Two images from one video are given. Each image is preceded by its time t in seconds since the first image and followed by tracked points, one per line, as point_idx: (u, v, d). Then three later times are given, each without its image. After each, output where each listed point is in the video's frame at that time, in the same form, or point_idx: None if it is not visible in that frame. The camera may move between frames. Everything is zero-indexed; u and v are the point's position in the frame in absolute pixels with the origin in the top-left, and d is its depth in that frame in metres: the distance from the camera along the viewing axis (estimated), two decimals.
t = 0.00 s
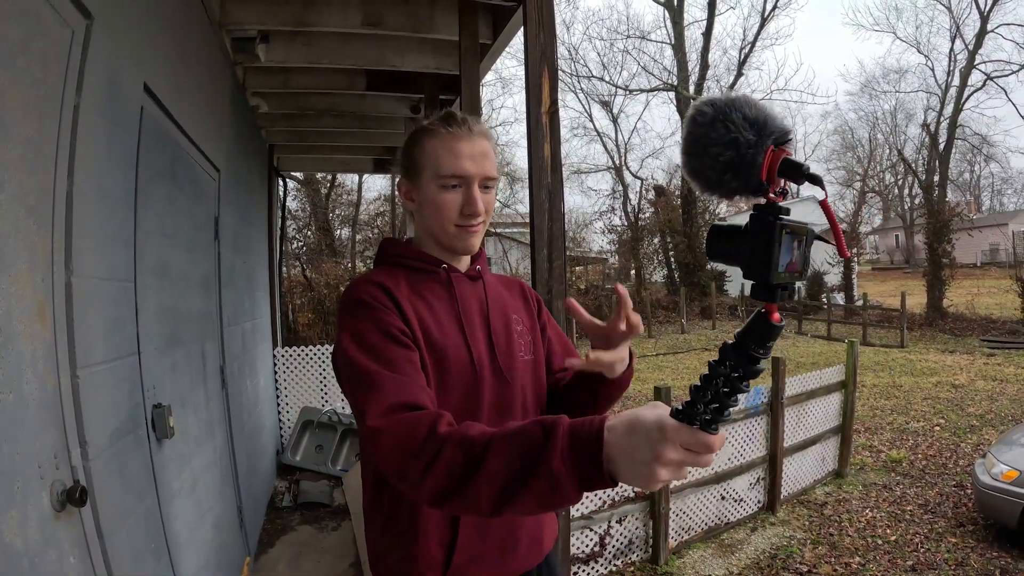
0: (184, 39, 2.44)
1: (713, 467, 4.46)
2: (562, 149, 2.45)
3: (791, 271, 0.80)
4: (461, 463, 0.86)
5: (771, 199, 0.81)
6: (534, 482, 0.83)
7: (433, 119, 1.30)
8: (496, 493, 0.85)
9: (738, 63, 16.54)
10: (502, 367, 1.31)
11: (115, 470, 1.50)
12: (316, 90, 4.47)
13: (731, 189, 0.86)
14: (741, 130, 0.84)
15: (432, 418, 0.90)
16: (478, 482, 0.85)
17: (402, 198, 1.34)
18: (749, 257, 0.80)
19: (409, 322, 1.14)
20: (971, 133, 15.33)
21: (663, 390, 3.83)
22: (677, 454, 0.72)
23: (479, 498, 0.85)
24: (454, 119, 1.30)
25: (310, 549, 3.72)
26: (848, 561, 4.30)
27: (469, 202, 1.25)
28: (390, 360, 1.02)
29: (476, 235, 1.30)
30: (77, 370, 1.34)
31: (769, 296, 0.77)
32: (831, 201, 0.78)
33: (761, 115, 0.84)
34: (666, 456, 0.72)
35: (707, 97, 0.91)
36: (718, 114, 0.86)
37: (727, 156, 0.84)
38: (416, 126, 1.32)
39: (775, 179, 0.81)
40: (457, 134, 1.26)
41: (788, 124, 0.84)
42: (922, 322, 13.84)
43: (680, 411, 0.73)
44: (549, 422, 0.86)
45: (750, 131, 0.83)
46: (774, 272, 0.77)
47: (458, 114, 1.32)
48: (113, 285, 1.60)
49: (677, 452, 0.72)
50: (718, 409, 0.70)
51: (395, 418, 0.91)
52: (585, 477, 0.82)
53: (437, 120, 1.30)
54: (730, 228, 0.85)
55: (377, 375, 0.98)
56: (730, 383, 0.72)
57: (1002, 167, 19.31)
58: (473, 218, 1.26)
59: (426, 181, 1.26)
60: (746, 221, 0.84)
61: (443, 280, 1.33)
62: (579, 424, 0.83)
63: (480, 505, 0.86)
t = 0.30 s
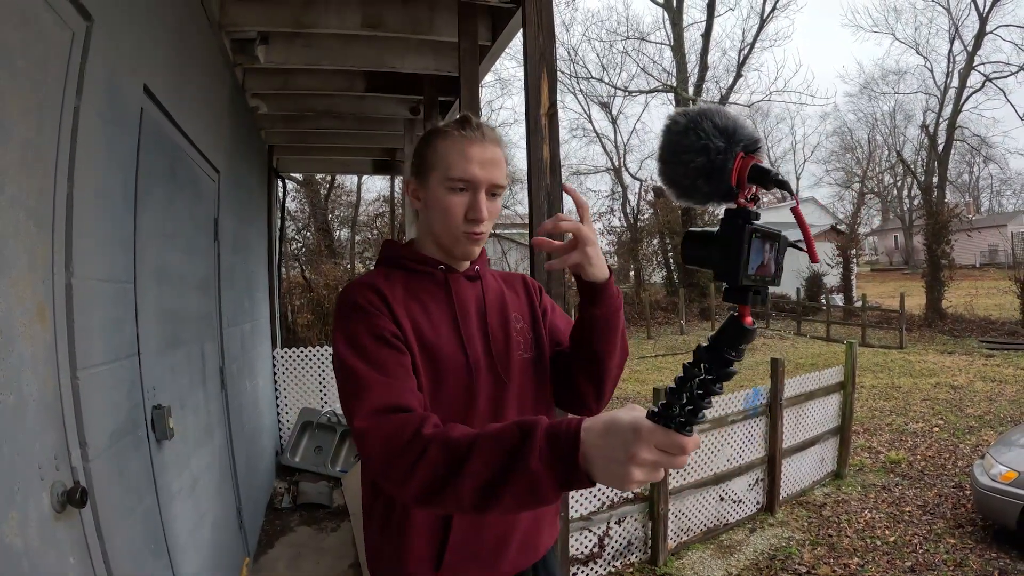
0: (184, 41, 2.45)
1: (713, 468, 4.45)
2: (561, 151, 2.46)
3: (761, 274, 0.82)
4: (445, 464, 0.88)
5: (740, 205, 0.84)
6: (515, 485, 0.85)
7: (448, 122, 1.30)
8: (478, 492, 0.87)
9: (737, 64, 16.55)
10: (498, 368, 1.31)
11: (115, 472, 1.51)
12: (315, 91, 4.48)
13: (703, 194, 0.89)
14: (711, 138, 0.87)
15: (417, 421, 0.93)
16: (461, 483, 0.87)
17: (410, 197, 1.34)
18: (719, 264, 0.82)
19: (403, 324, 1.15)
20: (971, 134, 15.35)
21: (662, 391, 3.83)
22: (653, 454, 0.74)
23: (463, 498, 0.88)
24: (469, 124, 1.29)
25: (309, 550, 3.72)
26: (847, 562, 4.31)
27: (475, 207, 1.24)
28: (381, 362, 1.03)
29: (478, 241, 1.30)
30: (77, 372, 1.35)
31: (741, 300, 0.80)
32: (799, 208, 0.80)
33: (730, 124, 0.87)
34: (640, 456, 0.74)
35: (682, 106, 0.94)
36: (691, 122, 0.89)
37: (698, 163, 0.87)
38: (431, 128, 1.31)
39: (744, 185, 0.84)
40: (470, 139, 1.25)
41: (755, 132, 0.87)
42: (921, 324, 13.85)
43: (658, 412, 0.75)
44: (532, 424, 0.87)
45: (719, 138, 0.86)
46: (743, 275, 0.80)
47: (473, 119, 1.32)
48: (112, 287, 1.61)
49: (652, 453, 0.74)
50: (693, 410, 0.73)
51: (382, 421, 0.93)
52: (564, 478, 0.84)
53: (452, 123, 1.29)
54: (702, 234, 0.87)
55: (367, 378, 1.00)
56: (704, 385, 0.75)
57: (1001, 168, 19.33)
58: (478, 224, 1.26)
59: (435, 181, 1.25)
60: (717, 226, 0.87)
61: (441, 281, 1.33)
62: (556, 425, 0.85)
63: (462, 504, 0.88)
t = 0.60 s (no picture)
0: (184, 42, 2.45)
1: (713, 468, 4.45)
2: (562, 152, 2.46)
3: (760, 327, 0.83)
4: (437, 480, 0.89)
5: (745, 259, 0.85)
6: (507, 501, 0.86)
7: (453, 128, 1.32)
8: (472, 508, 0.87)
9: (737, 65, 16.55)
10: (496, 371, 1.31)
11: (115, 473, 1.51)
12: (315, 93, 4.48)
13: (709, 244, 0.90)
14: (721, 191, 0.87)
15: (410, 435, 0.93)
16: (453, 499, 0.87)
17: (409, 198, 1.36)
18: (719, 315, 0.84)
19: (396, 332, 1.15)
20: (970, 136, 15.35)
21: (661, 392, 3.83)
22: (638, 486, 0.77)
23: (455, 514, 0.88)
24: (473, 130, 1.32)
25: (309, 550, 3.73)
26: (847, 563, 4.31)
27: (468, 208, 1.24)
28: (374, 373, 1.04)
29: (470, 243, 1.30)
30: (78, 373, 1.35)
31: (736, 349, 0.81)
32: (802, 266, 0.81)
33: (741, 176, 0.86)
34: (628, 486, 0.76)
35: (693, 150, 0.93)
36: (702, 173, 0.89)
37: (705, 215, 0.88)
38: (436, 133, 1.34)
39: (751, 241, 0.84)
40: (472, 143, 1.27)
41: (766, 187, 0.87)
42: (920, 325, 13.86)
43: (646, 443, 0.77)
44: (523, 443, 0.88)
45: (730, 193, 0.86)
46: (743, 328, 0.81)
47: (479, 126, 1.34)
48: (113, 288, 1.61)
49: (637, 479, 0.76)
50: (682, 447, 0.75)
51: (376, 435, 0.94)
52: (556, 498, 0.84)
53: (457, 129, 1.32)
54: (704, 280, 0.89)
55: (360, 391, 1.00)
56: (693, 424, 0.76)
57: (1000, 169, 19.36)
58: (468, 226, 1.26)
59: (432, 183, 1.27)
60: (721, 276, 0.88)
61: (434, 286, 1.33)
62: (547, 446, 0.86)
63: (456, 520, 0.88)
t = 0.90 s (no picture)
0: (184, 44, 2.44)
1: (714, 469, 4.45)
2: (563, 153, 2.46)
3: (765, 345, 0.85)
4: (440, 488, 0.89)
5: (753, 280, 0.87)
6: (510, 510, 0.87)
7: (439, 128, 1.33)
8: (474, 516, 0.88)
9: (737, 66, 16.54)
10: (499, 374, 1.30)
11: (116, 474, 1.50)
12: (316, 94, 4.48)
13: (716, 265, 0.93)
14: (734, 214, 0.88)
15: (412, 443, 0.94)
16: (456, 507, 0.88)
17: (403, 202, 1.36)
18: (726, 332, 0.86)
19: (398, 338, 1.15)
20: (970, 137, 15.36)
21: (661, 393, 3.82)
22: (640, 494, 0.78)
23: (460, 522, 0.89)
24: (460, 129, 1.33)
25: (309, 552, 3.72)
26: (847, 564, 4.31)
27: (462, 203, 1.24)
28: (376, 380, 1.04)
29: (466, 240, 1.29)
30: (79, 375, 1.35)
31: (739, 366, 0.83)
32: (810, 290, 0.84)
33: (753, 201, 0.88)
34: (629, 494, 0.77)
35: (705, 172, 0.95)
36: (714, 196, 0.91)
37: (716, 237, 0.89)
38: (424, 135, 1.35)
39: (759, 261, 0.87)
40: (460, 141, 1.28)
41: (776, 211, 0.89)
42: (920, 326, 13.86)
43: (649, 451, 0.78)
44: (524, 452, 0.89)
45: (742, 218, 0.88)
46: (749, 346, 0.83)
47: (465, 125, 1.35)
48: (113, 289, 1.60)
49: (640, 489, 0.77)
50: (683, 455, 0.76)
51: (378, 443, 0.95)
52: (558, 505, 0.85)
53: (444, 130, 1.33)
54: (711, 297, 0.91)
55: (362, 400, 1.00)
56: (695, 435, 0.78)
57: (999, 171, 19.38)
58: (463, 221, 1.26)
59: (425, 183, 1.27)
60: (727, 293, 0.90)
61: (435, 290, 1.32)
62: (549, 456, 0.86)
63: (460, 526, 0.89)
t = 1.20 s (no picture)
0: (185, 44, 2.44)
1: (714, 470, 4.46)
2: (564, 154, 2.46)
3: (765, 326, 0.85)
4: (445, 486, 0.89)
5: (753, 260, 0.86)
6: (515, 506, 0.87)
7: (450, 126, 1.32)
8: (479, 512, 0.89)
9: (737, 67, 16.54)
10: (505, 372, 1.30)
11: (116, 475, 1.50)
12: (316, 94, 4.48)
13: (717, 246, 0.92)
14: (732, 194, 0.88)
15: (417, 442, 0.94)
16: (461, 504, 0.89)
17: (410, 199, 1.35)
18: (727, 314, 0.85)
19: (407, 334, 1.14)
20: (970, 138, 15.36)
21: (662, 394, 3.82)
22: (645, 482, 0.78)
23: (464, 518, 0.89)
24: (470, 127, 1.31)
25: (310, 553, 3.71)
26: (847, 565, 4.31)
27: (475, 207, 1.25)
28: (385, 377, 1.03)
29: (478, 240, 1.30)
30: (79, 376, 1.35)
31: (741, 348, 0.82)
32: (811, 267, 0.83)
33: (751, 181, 0.88)
34: (634, 481, 0.78)
35: (703, 155, 0.95)
36: (711, 177, 0.91)
37: (715, 218, 0.90)
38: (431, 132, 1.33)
39: (759, 242, 0.86)
40: (471, 141, 1.27)
41: (772, 189, 0.89)
42: (920, 327, 13.86)
43: (651, 441, 0.78)
44: (528, 445, 0.89)
45: (740, 196, 0.88)
46: (749, 327, 0.83)
47: (477, 124, 1.33)
48: (113, 289, 1.60)
49: (644, 480, 0.78)
50: (687, 442, 0.77)
51: (384, 442, 0.95)
52: (561, 498, 0.86)
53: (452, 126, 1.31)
54: (710, 281, 0.91)
55: (370, 398, 1.00)
56: (698, 422, 0.78)
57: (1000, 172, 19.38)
58: (477, 225, 1.26)
59: (434, 182, 1.27)
60: (727, 275, 0.90)
61: (445, 285, 1.32)
62: (552, 447, 0.87)
63: (464, 523, 0.90)
